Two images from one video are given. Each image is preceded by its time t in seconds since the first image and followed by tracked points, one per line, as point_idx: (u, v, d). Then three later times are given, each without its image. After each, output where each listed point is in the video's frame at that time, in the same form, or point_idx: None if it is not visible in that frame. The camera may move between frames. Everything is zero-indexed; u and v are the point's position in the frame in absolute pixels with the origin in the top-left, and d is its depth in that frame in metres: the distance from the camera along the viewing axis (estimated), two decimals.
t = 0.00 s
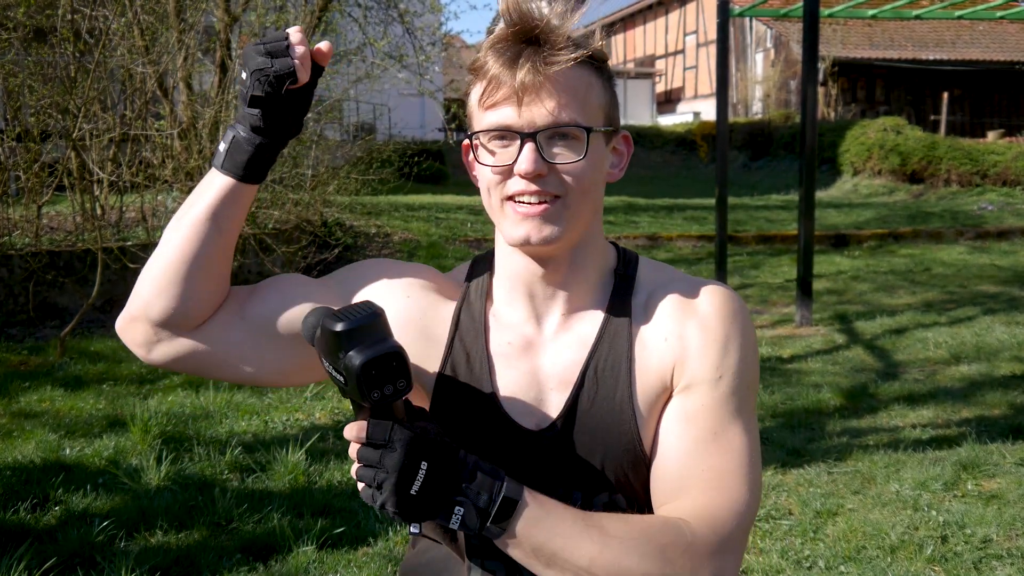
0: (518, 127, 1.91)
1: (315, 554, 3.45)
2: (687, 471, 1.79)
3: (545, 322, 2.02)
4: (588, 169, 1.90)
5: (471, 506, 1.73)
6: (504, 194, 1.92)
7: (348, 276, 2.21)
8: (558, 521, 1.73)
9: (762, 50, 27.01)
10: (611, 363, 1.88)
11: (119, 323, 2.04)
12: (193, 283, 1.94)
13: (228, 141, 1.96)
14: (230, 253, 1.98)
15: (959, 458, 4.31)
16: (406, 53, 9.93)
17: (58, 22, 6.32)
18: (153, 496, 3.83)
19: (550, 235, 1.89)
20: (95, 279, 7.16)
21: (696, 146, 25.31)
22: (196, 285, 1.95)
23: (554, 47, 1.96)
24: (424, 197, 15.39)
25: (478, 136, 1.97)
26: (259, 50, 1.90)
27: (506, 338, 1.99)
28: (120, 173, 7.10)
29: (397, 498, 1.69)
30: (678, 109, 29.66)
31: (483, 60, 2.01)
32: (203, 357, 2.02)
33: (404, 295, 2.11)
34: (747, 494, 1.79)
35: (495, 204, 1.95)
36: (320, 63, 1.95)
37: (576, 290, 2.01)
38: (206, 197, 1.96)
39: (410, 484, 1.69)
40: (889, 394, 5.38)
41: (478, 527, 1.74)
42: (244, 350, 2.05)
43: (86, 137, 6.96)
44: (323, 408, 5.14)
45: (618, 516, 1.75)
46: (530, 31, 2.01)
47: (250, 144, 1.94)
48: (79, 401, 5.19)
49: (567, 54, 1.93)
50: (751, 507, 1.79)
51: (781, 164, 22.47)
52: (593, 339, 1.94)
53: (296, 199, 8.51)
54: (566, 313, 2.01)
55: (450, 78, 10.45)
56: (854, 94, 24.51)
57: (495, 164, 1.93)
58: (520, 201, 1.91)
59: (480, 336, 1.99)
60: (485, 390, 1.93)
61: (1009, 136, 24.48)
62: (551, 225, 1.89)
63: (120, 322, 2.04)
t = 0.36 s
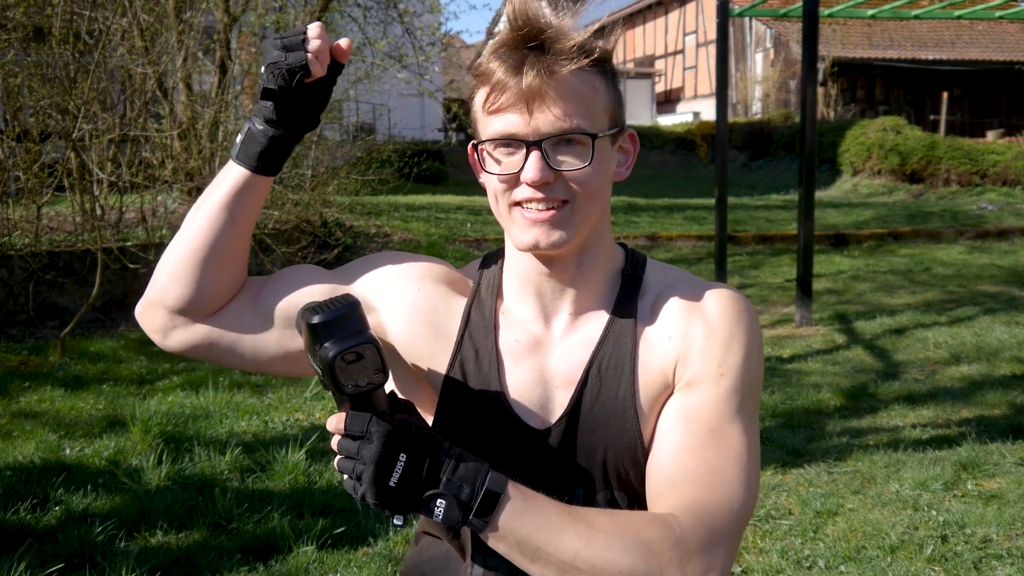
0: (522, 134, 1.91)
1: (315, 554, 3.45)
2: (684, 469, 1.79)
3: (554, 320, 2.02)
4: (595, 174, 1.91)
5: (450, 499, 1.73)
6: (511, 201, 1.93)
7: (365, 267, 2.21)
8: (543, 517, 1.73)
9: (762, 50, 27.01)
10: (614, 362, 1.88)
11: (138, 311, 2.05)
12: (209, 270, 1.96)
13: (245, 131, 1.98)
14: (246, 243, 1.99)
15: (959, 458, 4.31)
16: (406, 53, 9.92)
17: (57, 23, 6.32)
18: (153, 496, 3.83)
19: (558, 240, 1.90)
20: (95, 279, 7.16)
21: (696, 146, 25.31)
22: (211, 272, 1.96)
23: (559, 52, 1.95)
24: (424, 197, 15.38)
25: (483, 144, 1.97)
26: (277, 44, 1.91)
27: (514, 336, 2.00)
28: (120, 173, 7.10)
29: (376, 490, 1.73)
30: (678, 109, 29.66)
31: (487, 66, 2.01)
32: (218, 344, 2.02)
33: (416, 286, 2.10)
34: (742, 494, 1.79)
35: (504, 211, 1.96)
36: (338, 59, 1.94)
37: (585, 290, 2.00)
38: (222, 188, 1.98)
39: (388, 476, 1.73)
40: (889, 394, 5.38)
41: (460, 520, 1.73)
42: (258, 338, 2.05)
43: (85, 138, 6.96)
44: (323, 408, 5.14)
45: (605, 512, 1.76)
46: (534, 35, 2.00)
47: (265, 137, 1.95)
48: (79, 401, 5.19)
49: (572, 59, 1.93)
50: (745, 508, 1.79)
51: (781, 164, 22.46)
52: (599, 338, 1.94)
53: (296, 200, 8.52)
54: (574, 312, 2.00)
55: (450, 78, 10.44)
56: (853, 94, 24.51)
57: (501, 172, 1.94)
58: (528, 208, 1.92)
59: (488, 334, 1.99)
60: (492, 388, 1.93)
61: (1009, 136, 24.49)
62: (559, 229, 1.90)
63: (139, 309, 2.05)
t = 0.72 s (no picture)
0: (531, 133, 1.91)
1: (314, 553, 3.45)
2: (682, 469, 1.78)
3: (557, 321, 2.01)
4: (602, 175, 1.91)
5: (444, 503, 1.74)
6: (518, 200, 1.93)
7: (368, 266, 2.20)
8: (539, 519, 1.73)
9: (762, 50, 27.00)
10: (615, 363, 1.88)
11: (143, 316, 2.05)
12: (212, 275, 1.95)
13: (249, 136, 1.97)
14: (249, 246, 1.98)
15: (959, 457, 4.31)
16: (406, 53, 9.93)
17: (58, 22, 6.32)
18: (153, 495, 3.83)
19: (564, 239, 1.90)
20: (95, 278, 7.16)
21: (696, 145, 25.29)
22: (214, 278, 1.96)
23: (567, 53, 1.95)
24: (424, 197, 15.38)
25: (492, 142, 1.97)
26: (285, 48, 1.91)
27: (517, 335, 1.99)
28: (120, 173, 7.10)
29: (369, 493, 1.73)
30: (678, 109, 29.64)
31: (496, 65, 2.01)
32: (222, 349, 2.02)
33: (418, 286, 2.10)
34: (741, 495, 1.78)
35: (509, 209, 1.95)
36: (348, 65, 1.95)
37: (588, 291, 2.00)
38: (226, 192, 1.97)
39: (381, 479, 1.74)
40: (889, 393, 5.38)
41: (454, 524, 1.74)
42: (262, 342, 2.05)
43: (85, 137, 6.96)
44: (323, 407, 5.15)
45: (601, 514, 1.76)
46: (542, 37, 2.00)
47: (269, 141, 1.95)
48: (79, 400, 5.19)
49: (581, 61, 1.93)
50: (743, 509, 1.78)
51: (781, 163, 22.45)
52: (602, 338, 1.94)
53: (297, 199, 8.51)
54: (577, 313, 2.00)
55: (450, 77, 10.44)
56: (854, 94, 24.50)
57: (508, 171, 1.93)
58: (534, 206, 1.91)
59: (492, 333, 1.99)
60: (495, 389, 1.93)
61: (1009, 136, 24.47)
62: (565, 229, 1.90)
63: (144, 315, 2.05)
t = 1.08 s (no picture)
0: (527, 133, 1.91)
1: (315, 553, 3.45)
2: (683, 470, 1.78)
3: (554, 324, 2.02)
4: (598, 175, 1.91)
5: (443, 510, 1.75)
6: (515, 201, 1.93)
7: (365, 271, 2.19)
8: (540, 525, 1.73)
9: (762, 50, 27.02)
10: (614, 365, 1.88)
11: (135, 328, 2.05)
12: (205, 287, 1.95)
13: (239, 146, 1.98)
14: (242, 255, 1.98)
15: (959, 457, 4.32)
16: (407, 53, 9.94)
17: (58, 23, 6.33)
18: (153, 495, 3.83)
19: (561, 242, 1.90)
20: (95, 278, 7.16)
21: (696, 145, 25.29)
22: (207, 289, 1.95)
23: (562, 53, 1.96)
24: (423, 197, 15.39)
25: (488, 142, 1.97)
26: (276, 56, 1.92)
27: (514, 338, 1.99)
28: (120, 172, 7.10)
29: (369, 503, 1.75)
30: (678, 109, 29.65)
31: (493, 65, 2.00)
32: (217, 359, 2.03)
33: (415, 292, 2.10)
34: (742, 495, 1.78)
35: (506, 211, 1.95)
36: (341, 72, 1.94)
37: (584, 293, 2.00)
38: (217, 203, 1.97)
39: (380, 489, 1.76)
40: (889, 393, 5.38)
41: (455, 530, 1.74)
42: (259, 350, 2.06)
43: (86, 136, 6.96)
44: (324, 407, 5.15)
45: (602, 518, 1.76)
46: (537, 36, 2.01)
47: (260, 150, 1.95)
48: (79, 400, 5.19)
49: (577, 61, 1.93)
50: (744, 509, 1.78)
51: (781, 164, 22.45)
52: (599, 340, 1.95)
53: (297, 199, 8.52)
54: (575, 315, 2.01)
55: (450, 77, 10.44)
56: (854, 95, 24.51)
57: (505, 171, 1.94)
58: (531, 209, 1.91)
59: (488, 337, 1.99)
60: (492, 392, 1.93)
61: (1009, 136, 24.47)
62: (562, 232, 1.90)
63: (136, 326, 2.05)
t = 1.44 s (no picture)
0: (556, 135, 1.91)
1: (315, 552, 3.45)
2: (685, 462, 1.78)
3: (553, 319, 2.02)
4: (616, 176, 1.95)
5: (444, 520, 1.73)
6: (540, 207, 1.93)
7: (360, 270, 2.19)
8: (542, 527, 1.73)
9: (762, 50, 27.03)
10: (614, 360, 1.88)
11: (130, 332, 2.05)
12: (199, 286, 1.95)
13: (231, 142, 1.98)
14: (235, 255, 1.99)
15: (959, 457, 4.31)
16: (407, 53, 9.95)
17: (58, 23, 6.33)
18: (153, 495, 3.82)
19: (579, 244, 1.91)
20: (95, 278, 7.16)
21: (696, 146, 25.29)
22: (201, 290, 1.96)
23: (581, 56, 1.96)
24: (423, 197, 15.39)
25: (509, 145, 1.95)
26: (265, 52, 1.92)
27: (513, 334, 1.99)
28: (120, 172, 7.10)
29: (367, 514, 1.73)
30: (679, 109, 29.65)
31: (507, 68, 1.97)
32: (211, 363, 2.02)
33: (411, 290, 2.09)
34: (745, 486, 1.78)
35: (527, 216, 1.95)
36: (331, 68, 1.94)
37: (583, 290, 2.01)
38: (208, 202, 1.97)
39: (379, 500, 1.74)
40: (889, 393, 5.38)
41: (457, 537, 1.73)
42: (254, 354, 2.04)
43: (85, 136, 6.96)
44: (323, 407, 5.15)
45: (604, 515, 1.75)
46: (549, 38, 2.00)
47: (251, 144, 1.96)
48: (79, 400, 5.19)
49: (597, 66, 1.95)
50: (748, 499, 1.78)
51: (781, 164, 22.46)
52: (597, 335, 1.95)
53: (297, 199, 8.52)
54: (574, 311, 2.01)
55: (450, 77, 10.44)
56: (854, 95, 24.51)
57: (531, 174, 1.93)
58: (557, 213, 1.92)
59: (487, 334, 1.98)
60: (491, 389, 1.92)
61: (1010, 136, 24.46)
62: (580, 235, 1.92)
63: (131, 331, 2.05)
